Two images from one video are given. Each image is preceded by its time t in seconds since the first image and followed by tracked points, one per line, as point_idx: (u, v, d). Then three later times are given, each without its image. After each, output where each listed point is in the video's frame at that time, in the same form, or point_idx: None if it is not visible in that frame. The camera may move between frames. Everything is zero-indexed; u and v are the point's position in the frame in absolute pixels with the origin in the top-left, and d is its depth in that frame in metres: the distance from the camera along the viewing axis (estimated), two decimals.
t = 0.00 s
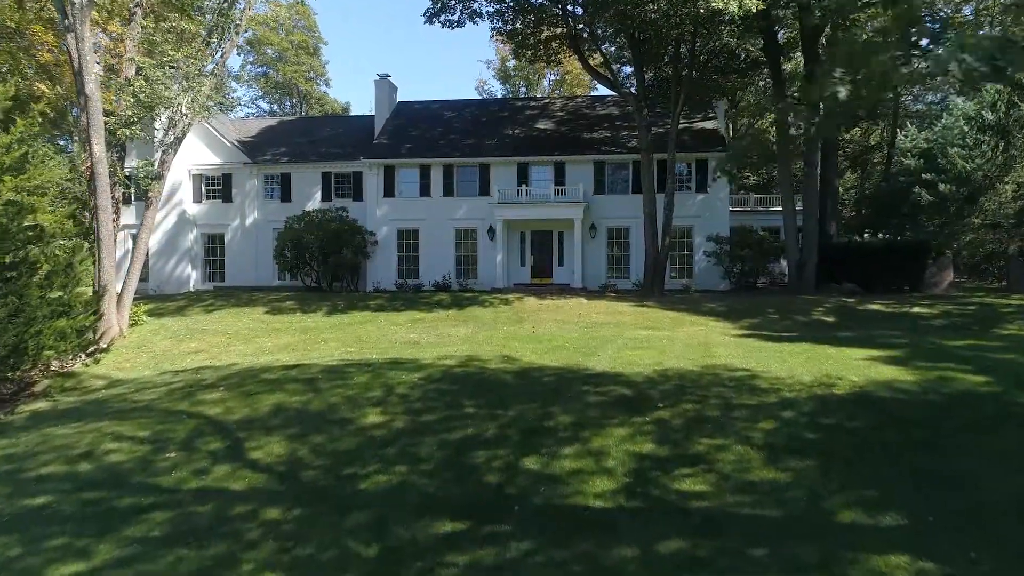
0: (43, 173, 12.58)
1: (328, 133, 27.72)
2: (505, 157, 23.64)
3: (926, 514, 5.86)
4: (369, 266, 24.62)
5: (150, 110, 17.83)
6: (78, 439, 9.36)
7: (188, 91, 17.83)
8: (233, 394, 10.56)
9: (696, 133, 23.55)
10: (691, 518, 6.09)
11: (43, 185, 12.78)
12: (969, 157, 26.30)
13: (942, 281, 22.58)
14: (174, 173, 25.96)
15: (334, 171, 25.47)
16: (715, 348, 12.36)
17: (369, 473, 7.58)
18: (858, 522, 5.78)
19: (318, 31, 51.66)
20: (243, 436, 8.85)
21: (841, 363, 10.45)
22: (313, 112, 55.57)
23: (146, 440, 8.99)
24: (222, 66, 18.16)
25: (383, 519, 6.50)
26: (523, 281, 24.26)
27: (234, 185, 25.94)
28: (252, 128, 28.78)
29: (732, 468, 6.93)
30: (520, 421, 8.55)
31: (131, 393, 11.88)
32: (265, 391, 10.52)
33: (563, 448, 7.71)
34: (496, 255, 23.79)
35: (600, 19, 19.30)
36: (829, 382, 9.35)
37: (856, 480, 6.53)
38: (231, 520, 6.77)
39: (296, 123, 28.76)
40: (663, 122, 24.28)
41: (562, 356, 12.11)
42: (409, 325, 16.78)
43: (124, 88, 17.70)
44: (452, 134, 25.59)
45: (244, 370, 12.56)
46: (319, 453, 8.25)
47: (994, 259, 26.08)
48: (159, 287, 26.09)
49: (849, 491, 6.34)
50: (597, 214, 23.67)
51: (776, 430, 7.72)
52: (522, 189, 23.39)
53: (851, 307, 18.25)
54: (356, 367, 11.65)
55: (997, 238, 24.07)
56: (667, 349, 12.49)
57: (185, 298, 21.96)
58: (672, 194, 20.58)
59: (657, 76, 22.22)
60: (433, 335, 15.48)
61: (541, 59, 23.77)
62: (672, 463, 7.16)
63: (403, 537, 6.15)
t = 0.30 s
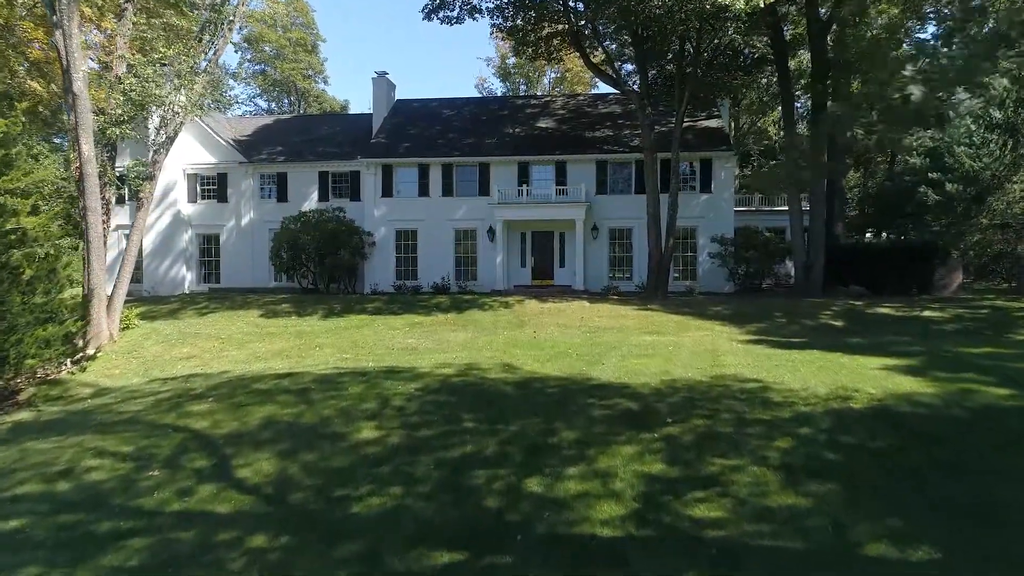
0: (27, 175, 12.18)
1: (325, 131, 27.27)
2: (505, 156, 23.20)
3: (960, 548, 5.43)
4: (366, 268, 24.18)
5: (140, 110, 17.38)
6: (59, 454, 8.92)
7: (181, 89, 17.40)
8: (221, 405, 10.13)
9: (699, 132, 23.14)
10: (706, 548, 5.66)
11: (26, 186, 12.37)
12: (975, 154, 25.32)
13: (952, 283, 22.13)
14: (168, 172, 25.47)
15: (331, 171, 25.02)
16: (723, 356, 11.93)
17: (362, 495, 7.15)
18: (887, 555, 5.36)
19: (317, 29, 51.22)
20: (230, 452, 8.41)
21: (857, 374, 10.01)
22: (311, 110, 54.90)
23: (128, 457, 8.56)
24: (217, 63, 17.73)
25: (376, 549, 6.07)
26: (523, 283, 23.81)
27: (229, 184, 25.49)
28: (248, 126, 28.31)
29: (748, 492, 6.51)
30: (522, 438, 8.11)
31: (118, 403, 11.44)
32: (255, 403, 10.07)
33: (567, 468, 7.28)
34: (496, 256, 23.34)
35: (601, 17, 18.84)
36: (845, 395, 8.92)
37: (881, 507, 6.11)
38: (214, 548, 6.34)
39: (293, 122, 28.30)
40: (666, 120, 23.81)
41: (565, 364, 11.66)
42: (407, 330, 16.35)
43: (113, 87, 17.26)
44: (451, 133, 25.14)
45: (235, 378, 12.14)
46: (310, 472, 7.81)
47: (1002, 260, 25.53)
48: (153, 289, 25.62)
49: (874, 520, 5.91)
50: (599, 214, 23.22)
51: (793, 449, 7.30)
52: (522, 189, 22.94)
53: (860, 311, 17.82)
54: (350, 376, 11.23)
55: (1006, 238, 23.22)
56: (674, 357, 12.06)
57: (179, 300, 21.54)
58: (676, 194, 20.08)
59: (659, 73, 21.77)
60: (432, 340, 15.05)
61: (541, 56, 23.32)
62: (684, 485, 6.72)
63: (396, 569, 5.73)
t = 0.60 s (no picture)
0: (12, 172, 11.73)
1: (322, 130, 26.80)
2: (505, 156, 22.74)
3: None
4: (363, 270, 23.73)
5: (129, 108, 16.98)
6: (36, 472, 8.44)
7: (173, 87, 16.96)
8: (208, 418, 9.67)
9: (703, 131, 22.68)
10: None
11: (12, 185, 11.94)
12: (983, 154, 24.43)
13: (961, 286, 22.00)
14: (161, 171, 25.01)
15: (328, 170, 24.56)
16: (731, 365, 11.48)
17: (352, 520, 6.69)
18: None
19: (316, 25, 50.74)
20: (215, 472, 7.94)
21: (873, 386, 9.56)
22: (309, 108, 54.17)
23: (107, 475, 8.09)
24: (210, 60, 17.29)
25: None
26: (523, 285, 23.37)
27: (224, 184, 25.02)
28: (243, 125, 27.83)
29: (766, 521, 6.06)
30: (523, 457, 7.66)
31: (102, 413, 10.98)
32: (245, 416, 9.61)
33: (572, 491, 6.82)
34: (496, 257, 22.88)
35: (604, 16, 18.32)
36: (864, 410, 8.45)
37: (912, 539, 5.65)
38: None
39: (289, 120, 27.83)
40: (669, 118, 23.32)
41: (567, 373, 11.21)
42: (405, 335, 15.91)
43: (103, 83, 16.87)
44: (450, 131, 24.68)
45: (225, 387, 11.68)
46: (298, 494, 7.34)
47: (1011, 261, 25.11)
48: (147, 290, 25.12)
49: (905, 551, 5.47)
50: (601, 215, 22.76)
51: (812, 471, 6.85)
52: (522, 189, 22.49)
53: (868, 315, 17.41)
54: (344, 386, 10.78)
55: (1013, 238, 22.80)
56: (680, 365, 11.61)
57: (172, 302, 21.10)
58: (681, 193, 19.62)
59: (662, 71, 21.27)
60: (429, 346, 14.60)
61: (542, 54, 22.85)
62: (697, 512, 6.27)
63: None
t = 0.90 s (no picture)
0: None
1: (318, 128, 26.33)
2: (504, 155, 22.28)
3: None
4: (361, 271, 23.25)
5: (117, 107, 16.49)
6: (9, 491, 7.96)
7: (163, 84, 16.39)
8: (193, 433, 9.19)
9: (707, 129, 22.22)
10: None
11: None
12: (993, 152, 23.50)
13: (971, 288, 21.40)
14: (155, 170, 24.50)
15: (324, 169, 24.07)
16: (741, 374, 11.02)
17: (341, 548, 6.22)
18: None
19: (313, 22, 50.21)
20: (197, 493, 7.47)
21: (892, 399, 9.09)
22: (307, 106, 53.58)
23: (84, 495, 7.61)
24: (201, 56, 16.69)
25: None
26: (524, 286, 22.87)
27: (219, 183, 24.55)
28: (238, 123, 27.32)
29: (788, 553, 5.59)
30: (524, 478, 7.20)
31: (85, 425, 10.50)
32: (232, 431, 9.14)
33: (577, 518, 6.35)
34: (496, 259, 22.41)
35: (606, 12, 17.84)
36: (885, 426, 7.99)
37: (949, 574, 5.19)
38: None
39: (285, 118, 27.35)
40: (673, 116, 22.85)
41: (570, 383, 10.74)
42: (402, 340, 15.44)
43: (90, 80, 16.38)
44: (449, 129, 24.21)
45: (213, 397, 11.21)
46: (284, 518, 6.87)
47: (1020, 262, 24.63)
48: (141, 292, 24.65)
49: None
50: (603, 215, 22.29)
51: (834, 496, 6.38)
52: (522, 189, 22.02)
53: (878, 319, 16.93)
54: (337, 397, 10.31)
55: None
56: (688, 374, 11.15)
57: (164, 305, 20.63)
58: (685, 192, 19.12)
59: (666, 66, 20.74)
60: (427, 352, 14.14)
61: (542, 50, 22.32)
62: (713, 543, 5.81)
63: None
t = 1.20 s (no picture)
0: None
1: (315, 126, 25.81)
2: (504, 154, 21.77)
3: None
4: (357, 273, 22.75)
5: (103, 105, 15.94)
6: None
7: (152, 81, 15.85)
8: (177, 451, 8.69)
9: (712, 128, 21.71)
10: None
11: None
12: (1000, 153, 22.77)
13: (983, 291, 21.08)
14: (147, 169, 23.98)
15: (321, 169, 23.57)
16: (752, 386, 10.51)
17: None
18: None
19: (311, 19, 49.68)
20: (176, 519, 6.95)
21: (915, 415, 8.58)
22: (305, 104, 52.89)
23: (55, 521, 7.09)
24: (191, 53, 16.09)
25: None
26: (524, 288, 22.34)
27: (213, 182, 24.03)
28: (232, 122, 26.79)
29: None
30: (526, 506, 6.68)
31: (65, 440, 10.00)
32: (218, 449, 8.63)
33: (584, 552, 5.83)
34: (496, 260, 21.90)
35: (609, 8, 17.34)
36: (911, 447, 7.49)
37: None
38: None
39: (280, 116, 26.82)
40: (677, 114, 22.33)
41: (573, 395, 10.24)
42: (398, 347, 14.95)
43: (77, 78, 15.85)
44: (449, 128, 23.71)
45: (200, 410, 10.70)
46: (266, 548, 6.34)
47: None
48: (133, 294, 24.12)
49: None
50: (605, 216, 21.79)
51: (863, 528, 5.87)
52: (523, 189, 21.51)
53: (889, 324, 16.43)
54: (329, 411, 9.79)
55: None
56: (696, 385, 10.65)
57: (155, 308, 20.11)
58: (691, 192, 18.61)
59: (670, 62, 20.21)
60: (424, 360, 13.64)
61: (543, 47, 21.75)
62: None
63: None
